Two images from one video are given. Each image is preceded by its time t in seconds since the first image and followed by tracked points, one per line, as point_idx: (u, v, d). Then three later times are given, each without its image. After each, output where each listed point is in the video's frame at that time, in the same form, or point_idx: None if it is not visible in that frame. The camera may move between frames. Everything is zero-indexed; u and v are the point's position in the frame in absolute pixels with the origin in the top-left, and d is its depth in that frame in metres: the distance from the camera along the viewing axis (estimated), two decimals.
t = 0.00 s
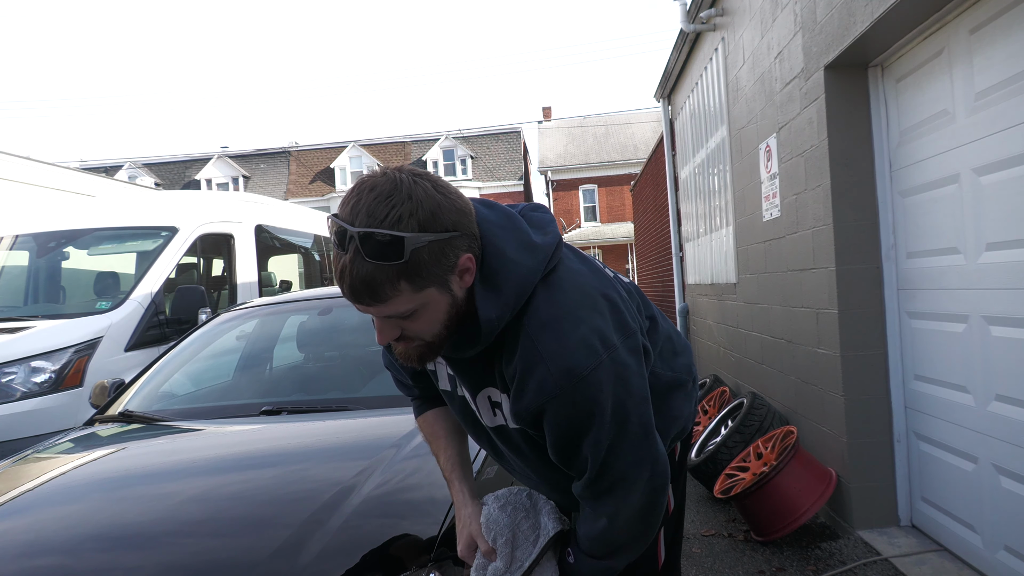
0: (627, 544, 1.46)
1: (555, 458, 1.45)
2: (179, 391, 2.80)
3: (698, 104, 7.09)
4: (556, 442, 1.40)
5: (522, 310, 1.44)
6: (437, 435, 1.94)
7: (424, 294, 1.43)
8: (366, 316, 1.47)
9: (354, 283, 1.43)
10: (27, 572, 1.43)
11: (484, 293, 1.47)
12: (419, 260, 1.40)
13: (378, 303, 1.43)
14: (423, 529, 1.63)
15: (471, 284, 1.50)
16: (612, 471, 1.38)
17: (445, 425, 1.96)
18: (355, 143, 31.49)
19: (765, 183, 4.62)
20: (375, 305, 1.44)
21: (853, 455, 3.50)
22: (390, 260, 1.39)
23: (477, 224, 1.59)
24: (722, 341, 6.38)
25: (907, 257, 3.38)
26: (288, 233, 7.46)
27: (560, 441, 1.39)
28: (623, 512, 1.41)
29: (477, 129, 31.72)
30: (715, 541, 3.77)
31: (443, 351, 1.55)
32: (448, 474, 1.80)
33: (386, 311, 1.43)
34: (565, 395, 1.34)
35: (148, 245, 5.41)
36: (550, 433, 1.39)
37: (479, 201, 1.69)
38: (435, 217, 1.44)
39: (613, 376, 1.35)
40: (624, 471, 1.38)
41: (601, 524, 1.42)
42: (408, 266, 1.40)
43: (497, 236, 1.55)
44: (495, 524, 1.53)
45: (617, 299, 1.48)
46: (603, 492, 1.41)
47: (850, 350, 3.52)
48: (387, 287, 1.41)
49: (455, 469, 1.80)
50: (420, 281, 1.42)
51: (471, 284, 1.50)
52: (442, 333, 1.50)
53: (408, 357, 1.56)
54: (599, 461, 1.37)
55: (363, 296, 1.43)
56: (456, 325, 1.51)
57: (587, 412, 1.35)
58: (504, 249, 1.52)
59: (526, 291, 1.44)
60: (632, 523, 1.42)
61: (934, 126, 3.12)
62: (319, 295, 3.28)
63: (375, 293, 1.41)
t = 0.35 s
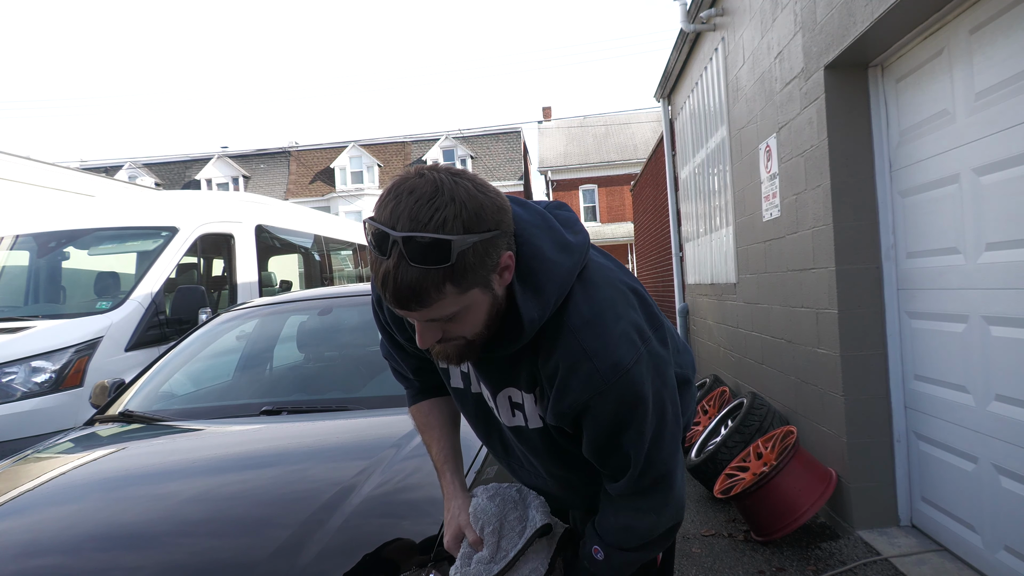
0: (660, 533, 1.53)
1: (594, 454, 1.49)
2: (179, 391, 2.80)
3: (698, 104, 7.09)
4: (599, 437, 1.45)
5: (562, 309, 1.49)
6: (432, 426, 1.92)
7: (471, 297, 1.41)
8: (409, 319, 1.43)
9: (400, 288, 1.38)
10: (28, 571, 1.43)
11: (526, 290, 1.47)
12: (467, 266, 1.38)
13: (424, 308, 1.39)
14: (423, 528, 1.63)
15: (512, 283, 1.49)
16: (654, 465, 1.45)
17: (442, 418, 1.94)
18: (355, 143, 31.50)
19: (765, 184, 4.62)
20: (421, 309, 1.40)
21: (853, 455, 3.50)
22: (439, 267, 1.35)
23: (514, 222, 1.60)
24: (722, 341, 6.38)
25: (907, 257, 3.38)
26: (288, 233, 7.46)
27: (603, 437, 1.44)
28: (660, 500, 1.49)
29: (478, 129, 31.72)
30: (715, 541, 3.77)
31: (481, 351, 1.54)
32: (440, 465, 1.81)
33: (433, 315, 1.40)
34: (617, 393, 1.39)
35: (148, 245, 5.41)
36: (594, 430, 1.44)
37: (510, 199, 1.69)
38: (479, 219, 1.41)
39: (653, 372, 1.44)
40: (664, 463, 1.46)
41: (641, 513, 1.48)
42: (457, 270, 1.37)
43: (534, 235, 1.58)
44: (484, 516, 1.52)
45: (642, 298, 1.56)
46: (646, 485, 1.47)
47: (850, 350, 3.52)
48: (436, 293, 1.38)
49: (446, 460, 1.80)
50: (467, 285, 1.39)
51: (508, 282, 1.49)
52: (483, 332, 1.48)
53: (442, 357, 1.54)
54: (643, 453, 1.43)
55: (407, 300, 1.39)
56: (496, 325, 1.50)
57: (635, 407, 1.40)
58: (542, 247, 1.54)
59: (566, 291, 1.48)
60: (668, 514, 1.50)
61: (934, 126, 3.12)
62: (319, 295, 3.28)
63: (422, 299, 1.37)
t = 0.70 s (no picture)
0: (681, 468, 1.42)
1: (604, 375, 1.43)
2: (179, 391, 2.80)
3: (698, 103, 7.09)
4: (608, 349, 1.38)
5: (562, 221, 1.47)
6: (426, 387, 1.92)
7: (481, 140, 1.47)
8: (421, 155, 1.45)
9: (417, 110, 1.44)
10: (27, 572, 1.43)
11: (524, 195, 1.51)
12: (478, 107, 1.48)
13: (439, 130, 1.44)
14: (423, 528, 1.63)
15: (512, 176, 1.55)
16: (671, 387, 1.36)
17: (442, 382, 1.94)
18: (355, 144, 31.50)
19: (765, 183, 4.62)
20: (435, 134, 1.44)
21: (853, 455, 3.50)
22: (455, 91, 1.46)
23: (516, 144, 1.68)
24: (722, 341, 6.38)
25: (908, 257, 3.38)
26: (288, 233, 7.47)
27: (612, 353, 1.38)
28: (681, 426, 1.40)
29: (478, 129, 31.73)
30: (715, 541, 3.77)
31: (489, 231, 1.50)
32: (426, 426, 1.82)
33: (447, 140, 1.43)
34: (623, 295, 1.35)
35: (147, 246, 5.41)
36: (603, 340, 1.37)
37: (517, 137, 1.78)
38: (488, 83, 1.55)
39: (659, 286, 1.39)
40: (683, 384, 1.37)
41: (661, 440, 1.40)
42: (469, 99, 1.47)
43: (533, 154, 1.63)
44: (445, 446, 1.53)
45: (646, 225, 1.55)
46: (661, 408, 1.38)
47: (850, 350, 3.52)
48: (450, 116, 1.44)
49: (433, 419, 1.82)
50: (478, 123, 1.48)
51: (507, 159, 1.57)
52: (493, 194, 1.49)
53: (448, 224, 1.48)
54: (658, 367, 1.35)
55: (423, 126, 1.43)
56: (501, 187, 1.51)
57: (642, 316, 1.35)
58: (541, 164, 1.59)
59: (562, 197, 1.49)
60: (693, 441, 1.40)
61: (934, 126, 3.12)
62: (319, 294, 3.28)
63: (438, 117, 1.43)
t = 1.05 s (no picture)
0: (625, 357, 1.43)
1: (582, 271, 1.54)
2: (179, 391, 2.80)
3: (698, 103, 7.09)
4: (583, 238, 1.51)
5: (563, 147, 1.68)
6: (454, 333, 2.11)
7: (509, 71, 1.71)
8: (458, 76, 1.71)
9: (454, 41, 1.70)
10: (27, 572, 1.43)
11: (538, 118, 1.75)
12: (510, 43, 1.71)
13: (472, 57, 1.70)
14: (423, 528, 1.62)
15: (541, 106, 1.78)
16: (628, 277, 1.42)
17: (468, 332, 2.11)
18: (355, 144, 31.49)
19: (765, 183, 4.62)
20: (472, 60, 1.70)
21: (853, 455, 3.50)
22: (489, 28, 1.70)
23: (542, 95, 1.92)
24: (722, 342, 6.39)
25: (907, 257, 3.38)
26: (288, 233, 7.47)
27: (586, 243, 1.50)
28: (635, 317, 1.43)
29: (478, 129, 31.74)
30: (715, 541, 3.77)
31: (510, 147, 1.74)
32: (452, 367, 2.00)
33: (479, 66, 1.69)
34: (600, 192, 1.50)
35: (148, 246, 5.42)
36: (579, 229, 1.51)
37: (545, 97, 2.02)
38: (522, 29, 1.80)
39: (647, 208, 1.49)
40: (642, 281, 1.42)
41: (618, 326, 1.44)
42: (503, 36, 1.72)
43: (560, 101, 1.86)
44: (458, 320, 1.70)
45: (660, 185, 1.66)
46: (619, 296, 1.45)
47: (850, 350, 3.52)
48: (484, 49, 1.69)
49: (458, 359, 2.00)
50: (507, 54, 1.73)
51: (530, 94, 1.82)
52: (514, 117, 1.74)
53: (476, 136, 1.74)
54: (620, 257, 1.44)
55: (462, 51, 1.70)
56: (523, 112, 1.76)
57: (617, 213, 1.48)
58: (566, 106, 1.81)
59: (569, 124, 1.71)
60: (653, 333, 1.42)
61: (934, 126, 3.12)
62: (320, 295, 3.28)
63: (471, 46, 1.69)
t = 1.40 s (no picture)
0: (658, 304, 1.73)
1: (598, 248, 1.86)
2: (179, 391, 2.80)
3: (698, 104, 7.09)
4: (603, 214, 1.86)
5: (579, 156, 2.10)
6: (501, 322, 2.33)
7: (549, 111, 2.18)
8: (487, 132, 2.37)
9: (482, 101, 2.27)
10: (26, 572, 1.43)
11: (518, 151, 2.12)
12: (552, 87, 2.21)
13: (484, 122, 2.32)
14: (424, 527, 1.62)
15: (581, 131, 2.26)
16: (655, 240, 1.78)
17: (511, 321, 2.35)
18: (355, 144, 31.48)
19: (765, 183, 4.62)
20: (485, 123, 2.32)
21: (853, 455, 3.50)
22: (529, 75, 2.17)
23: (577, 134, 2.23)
24: (722, 342, 6.39)
25: (907, 257, 3.38)
26: (288, 233, 7.47)
27: (599, 220, 1.86)
28: (666, 274, 1.77)
29: (478, 129, 31.73)
30: (715, 541, 3.77)
31: (543, 167, 2.19)
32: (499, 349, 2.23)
33: (516, 104, 2.15)
34: (614, 181, 1.91)
35: (147, 246, 5.41)
36: (594, 209, 1.88)
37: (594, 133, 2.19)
38: (514, 90, 2.16)
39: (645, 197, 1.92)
40: (661, 244, 1.79)
41: (649, 277, 1.74)
42: (491, 105, 2.21)
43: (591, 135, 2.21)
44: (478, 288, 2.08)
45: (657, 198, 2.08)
46: (647, 256, 1.77)
47: (850, 350, 3.52)
48: (522, 93, 2.15)
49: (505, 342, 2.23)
50: (492, 119, 2.22)
51: (520, 143, 2.22)
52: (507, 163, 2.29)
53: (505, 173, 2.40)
54: (640, 227, 1.81)
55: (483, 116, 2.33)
56: (512, 159, 2.25)
57: (625, 195, 1.88)
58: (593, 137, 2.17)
59: (567, 153, 2.13)
60: (669, 284, 1.76)
61: (934, 126, 3.12)
62: (319, 295, 3.28)
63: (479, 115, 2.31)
